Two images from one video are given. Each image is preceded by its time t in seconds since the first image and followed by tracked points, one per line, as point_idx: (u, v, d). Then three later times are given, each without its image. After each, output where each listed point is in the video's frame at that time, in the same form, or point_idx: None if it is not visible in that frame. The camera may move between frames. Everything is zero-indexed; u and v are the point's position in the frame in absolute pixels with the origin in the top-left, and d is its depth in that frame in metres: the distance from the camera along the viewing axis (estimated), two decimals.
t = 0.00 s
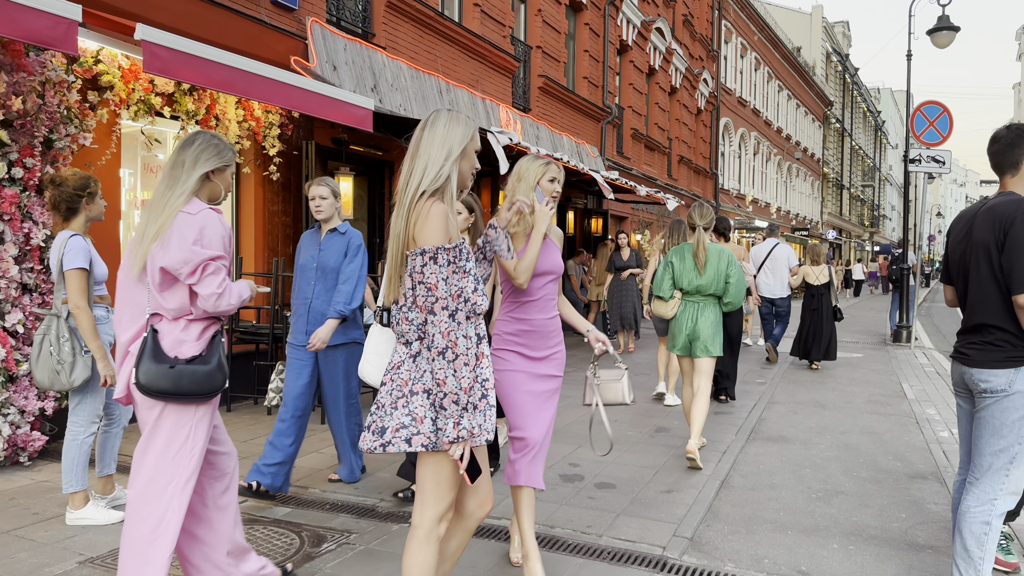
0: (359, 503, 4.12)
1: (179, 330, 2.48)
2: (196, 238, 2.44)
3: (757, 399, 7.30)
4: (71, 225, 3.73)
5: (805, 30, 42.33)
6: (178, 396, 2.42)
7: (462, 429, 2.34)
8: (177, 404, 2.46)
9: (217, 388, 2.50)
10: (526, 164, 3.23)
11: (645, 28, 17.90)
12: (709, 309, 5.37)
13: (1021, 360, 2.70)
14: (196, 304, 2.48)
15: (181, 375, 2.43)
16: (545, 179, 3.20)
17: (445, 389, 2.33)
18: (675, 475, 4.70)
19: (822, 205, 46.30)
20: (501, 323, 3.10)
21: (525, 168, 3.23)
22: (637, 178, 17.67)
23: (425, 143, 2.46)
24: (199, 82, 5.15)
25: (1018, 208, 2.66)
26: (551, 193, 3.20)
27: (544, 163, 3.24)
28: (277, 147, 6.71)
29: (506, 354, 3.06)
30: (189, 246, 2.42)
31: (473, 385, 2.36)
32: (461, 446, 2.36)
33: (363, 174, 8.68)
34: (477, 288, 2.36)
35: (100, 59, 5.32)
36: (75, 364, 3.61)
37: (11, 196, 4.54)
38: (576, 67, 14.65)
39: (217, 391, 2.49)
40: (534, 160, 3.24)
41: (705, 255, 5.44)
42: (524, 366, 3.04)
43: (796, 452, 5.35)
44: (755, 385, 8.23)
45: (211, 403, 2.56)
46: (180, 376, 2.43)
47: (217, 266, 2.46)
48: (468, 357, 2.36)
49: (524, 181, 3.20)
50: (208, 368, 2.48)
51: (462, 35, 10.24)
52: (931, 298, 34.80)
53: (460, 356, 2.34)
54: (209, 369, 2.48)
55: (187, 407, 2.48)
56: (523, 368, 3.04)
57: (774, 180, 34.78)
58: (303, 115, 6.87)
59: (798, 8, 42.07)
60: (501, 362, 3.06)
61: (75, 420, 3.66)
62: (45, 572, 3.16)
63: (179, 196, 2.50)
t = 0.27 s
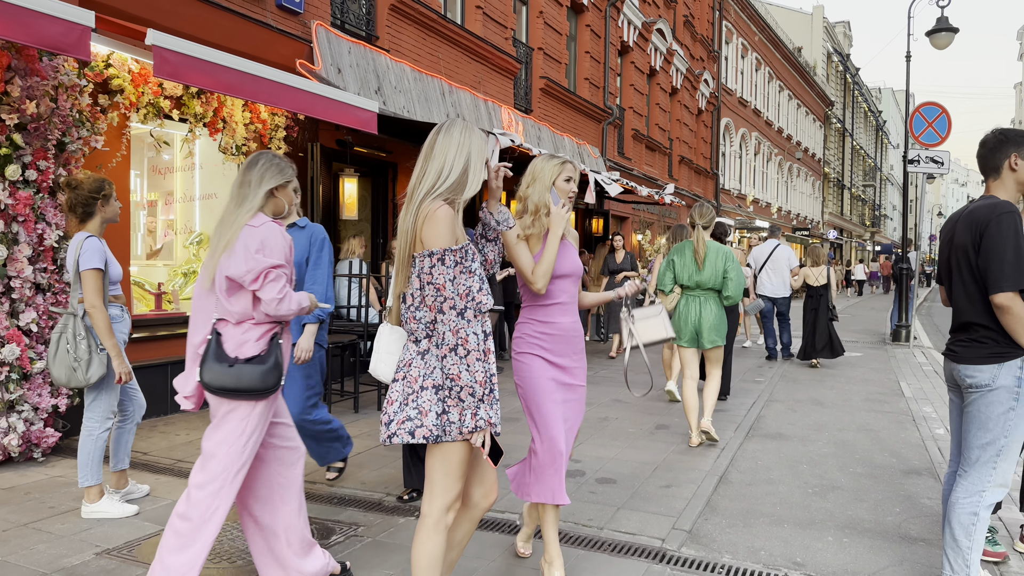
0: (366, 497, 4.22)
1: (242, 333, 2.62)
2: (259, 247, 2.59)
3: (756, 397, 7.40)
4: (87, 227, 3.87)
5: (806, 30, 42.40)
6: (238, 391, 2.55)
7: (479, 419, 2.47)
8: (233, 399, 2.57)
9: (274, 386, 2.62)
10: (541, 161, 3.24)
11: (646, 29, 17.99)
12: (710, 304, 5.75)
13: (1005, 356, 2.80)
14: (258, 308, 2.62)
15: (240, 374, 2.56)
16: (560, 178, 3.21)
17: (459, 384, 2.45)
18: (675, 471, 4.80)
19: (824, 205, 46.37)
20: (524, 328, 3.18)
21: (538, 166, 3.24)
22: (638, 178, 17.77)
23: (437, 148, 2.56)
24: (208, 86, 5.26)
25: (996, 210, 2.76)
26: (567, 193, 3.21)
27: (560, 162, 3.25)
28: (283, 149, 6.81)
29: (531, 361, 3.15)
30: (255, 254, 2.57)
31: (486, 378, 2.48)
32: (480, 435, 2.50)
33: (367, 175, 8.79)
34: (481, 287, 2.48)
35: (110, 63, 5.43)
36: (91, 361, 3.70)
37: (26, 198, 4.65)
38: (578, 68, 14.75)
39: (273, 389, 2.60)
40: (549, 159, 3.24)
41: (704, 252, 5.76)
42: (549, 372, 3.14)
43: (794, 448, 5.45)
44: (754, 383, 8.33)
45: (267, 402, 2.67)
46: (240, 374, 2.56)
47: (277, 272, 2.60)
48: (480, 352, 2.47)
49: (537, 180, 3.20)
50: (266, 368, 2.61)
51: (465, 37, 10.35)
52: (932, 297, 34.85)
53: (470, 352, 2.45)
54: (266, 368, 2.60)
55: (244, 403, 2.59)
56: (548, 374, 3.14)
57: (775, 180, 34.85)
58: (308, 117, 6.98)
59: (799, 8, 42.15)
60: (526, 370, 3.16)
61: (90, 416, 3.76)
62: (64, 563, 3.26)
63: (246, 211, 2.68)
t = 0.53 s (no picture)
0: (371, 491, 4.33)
1: (320, 322, 2.82)
2: (324, 245, 2.79)
3: (754, 395, 7.50)
4: (100, 229, 3.98)
5: (807, 31, 42.46)
6: (327, 374, 2.76)
7: (478, 417, 2.55)
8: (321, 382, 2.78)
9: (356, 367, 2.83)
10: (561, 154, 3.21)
11: (646, 30, 18.10)
12: (714, 305, 5.92)
13: (987, 353, 2.92)
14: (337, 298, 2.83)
15: (326, 358, 2.76)
16: (577, 172, 3.21)
17: (462, 381, 2.54)
18: (673, 467, 4.90)
19: (825, 205, 46.43)
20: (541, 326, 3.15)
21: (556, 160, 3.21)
22: (638, 179, 17.86)
23: (444, 153, 2.67)
24: (216, 90, 5.37)
25: (976, 213, 2.88)
26: (584, 186, 3.21)
27: (576, 155, 3.23)
28: (288, 151, 6.91)
29: (548, 360, 3.11)
30: (323, 253, 2.77)
31: (488, 377, 2.57)
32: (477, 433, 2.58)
33: (370, 176, 8.90)
34: (487, 288, 2.57)
35: (120, 67, 5.54)
36: (104, 359, 3.79)
37: (38, 200, 4.76)
38: (578, 70, 14.84)
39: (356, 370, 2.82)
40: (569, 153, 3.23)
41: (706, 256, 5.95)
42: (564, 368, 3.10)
43: (790, 445, 5.55)
44: (753, 382, 8.43)
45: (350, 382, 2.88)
46: (326, 359, 2.76)
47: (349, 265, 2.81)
48: (482, 352, 2.57)
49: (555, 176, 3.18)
50: (347, 351, 2.82)
51: (467, 40, 10.45)
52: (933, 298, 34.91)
53: (473, 351, 2.55)
54: (348, 350, 2.82)
55: (331, 386, 2.80)
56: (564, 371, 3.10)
57: (776, 180, 34.92)
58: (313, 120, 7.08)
59: (799, 9, 42.26)
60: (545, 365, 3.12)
61: (104, 411, 3.87)
62: (79, 554, 3.37)
63: (308, 214, 2.89)
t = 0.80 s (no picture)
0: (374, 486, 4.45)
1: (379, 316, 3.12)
2: (383, 250, 3.05)
3: (751, 394, 7.61)
4: (113, 230, 4.11)
5: (807, 32, 42.58)
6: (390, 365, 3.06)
7: (475, 413, 2.66)
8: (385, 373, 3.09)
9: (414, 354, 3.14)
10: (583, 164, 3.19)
11: (646, 32, 18.21)
12: (716, 300, 6.41)
13: (967, 349, 3.06)
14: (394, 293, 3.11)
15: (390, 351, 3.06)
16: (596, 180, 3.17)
17: (461, 378, 2.66)
18: (669, 463, 5.02)
19: (825, 206, 46.54)
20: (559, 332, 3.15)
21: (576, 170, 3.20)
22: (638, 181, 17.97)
23: (445, 159, 2.79)
24: (222, 94, 5.49)
25: (957, 215, 3.01)
26: (605, 196, 3.15)
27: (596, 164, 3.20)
28: (292, 154, 7.03)
29: (567, 368, 3.12)
30: (381, 257, 3.04)
31: (486, 374, 2.69)
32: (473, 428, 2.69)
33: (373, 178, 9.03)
34: (488, 288, 2.68)
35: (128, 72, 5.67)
36: (116, 356, 3.93)
37: (49, 202, 4.89)
38: (578, 72, 14.95)
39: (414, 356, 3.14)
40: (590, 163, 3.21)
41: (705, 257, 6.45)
42: (580, 380, 3.10)
43: (784, 442, 5.66)
44: (750, 381, 8.54)
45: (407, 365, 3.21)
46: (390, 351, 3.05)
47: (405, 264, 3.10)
48: (480, 350, 2.69)
49: (575, 184, 3.17)
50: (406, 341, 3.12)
51: (468, 43, 10.57)
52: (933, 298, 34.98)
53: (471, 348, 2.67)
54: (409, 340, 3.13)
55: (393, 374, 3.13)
56: (580, 382, 3.11)
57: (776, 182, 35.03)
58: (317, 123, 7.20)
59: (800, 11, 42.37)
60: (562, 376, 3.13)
61: (115, 408, 4.00)
62: (92, 545, 3.49)
63: (360, 220, 3.11)
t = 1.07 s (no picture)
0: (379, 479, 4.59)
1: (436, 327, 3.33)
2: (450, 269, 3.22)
3: (748, 392, 7.74)
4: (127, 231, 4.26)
5: (807, 34, 42.70)
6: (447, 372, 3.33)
7: (476, 407, 2.78)
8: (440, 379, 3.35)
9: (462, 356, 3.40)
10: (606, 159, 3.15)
11: (646, 34, 18.34)
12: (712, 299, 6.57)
13: (948, 346, 3.24)
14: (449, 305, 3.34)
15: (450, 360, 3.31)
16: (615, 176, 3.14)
17: (462, 374, 2.77)
18: (666, 458, 5.14)
19: (825, 207, 46.65)
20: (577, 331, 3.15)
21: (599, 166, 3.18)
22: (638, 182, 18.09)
23: (448, 164, 2.92)
24: (229, 98, 5.63)
25: (937, 218, 3.24)
26: (621, 194, 3.12)
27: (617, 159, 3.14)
28: (297, 156, 7.16)
29: (582, 365, 3.12)
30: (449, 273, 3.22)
31: (487, 370, 2.79)
32: (474, 421, 2.81)
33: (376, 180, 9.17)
34: (489, 287, 2.79)
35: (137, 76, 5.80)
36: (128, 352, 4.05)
37: (62, 204, 5.03)
38: (579, 74, 15.08)
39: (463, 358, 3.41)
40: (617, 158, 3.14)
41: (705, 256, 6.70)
42: (599, 377, 3.10)
43: (779, 438, 5.79)
44: (748, 379, 8.66)
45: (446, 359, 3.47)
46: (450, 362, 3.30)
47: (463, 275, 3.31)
48: (480, 347, 2.79)
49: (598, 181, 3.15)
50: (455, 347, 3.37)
51: (469, 46, 10.71)
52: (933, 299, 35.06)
53: (471, 346, 2.77)
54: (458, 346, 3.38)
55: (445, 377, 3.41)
56: (598, 380, 3.11)
57: (776, 183, 35.14)
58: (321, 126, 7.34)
59: (800, 12, 42.49)
60: (583, 373, 3.11)
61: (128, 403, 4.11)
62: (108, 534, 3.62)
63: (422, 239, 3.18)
